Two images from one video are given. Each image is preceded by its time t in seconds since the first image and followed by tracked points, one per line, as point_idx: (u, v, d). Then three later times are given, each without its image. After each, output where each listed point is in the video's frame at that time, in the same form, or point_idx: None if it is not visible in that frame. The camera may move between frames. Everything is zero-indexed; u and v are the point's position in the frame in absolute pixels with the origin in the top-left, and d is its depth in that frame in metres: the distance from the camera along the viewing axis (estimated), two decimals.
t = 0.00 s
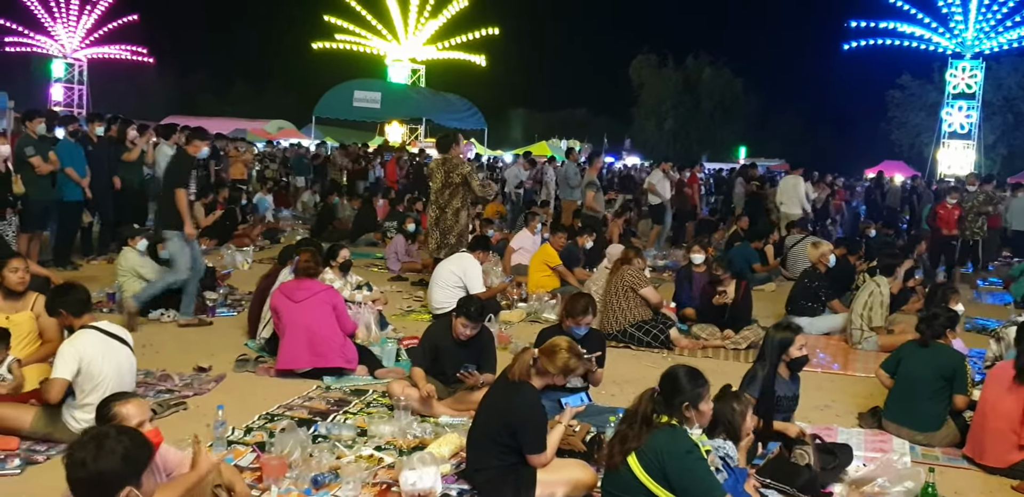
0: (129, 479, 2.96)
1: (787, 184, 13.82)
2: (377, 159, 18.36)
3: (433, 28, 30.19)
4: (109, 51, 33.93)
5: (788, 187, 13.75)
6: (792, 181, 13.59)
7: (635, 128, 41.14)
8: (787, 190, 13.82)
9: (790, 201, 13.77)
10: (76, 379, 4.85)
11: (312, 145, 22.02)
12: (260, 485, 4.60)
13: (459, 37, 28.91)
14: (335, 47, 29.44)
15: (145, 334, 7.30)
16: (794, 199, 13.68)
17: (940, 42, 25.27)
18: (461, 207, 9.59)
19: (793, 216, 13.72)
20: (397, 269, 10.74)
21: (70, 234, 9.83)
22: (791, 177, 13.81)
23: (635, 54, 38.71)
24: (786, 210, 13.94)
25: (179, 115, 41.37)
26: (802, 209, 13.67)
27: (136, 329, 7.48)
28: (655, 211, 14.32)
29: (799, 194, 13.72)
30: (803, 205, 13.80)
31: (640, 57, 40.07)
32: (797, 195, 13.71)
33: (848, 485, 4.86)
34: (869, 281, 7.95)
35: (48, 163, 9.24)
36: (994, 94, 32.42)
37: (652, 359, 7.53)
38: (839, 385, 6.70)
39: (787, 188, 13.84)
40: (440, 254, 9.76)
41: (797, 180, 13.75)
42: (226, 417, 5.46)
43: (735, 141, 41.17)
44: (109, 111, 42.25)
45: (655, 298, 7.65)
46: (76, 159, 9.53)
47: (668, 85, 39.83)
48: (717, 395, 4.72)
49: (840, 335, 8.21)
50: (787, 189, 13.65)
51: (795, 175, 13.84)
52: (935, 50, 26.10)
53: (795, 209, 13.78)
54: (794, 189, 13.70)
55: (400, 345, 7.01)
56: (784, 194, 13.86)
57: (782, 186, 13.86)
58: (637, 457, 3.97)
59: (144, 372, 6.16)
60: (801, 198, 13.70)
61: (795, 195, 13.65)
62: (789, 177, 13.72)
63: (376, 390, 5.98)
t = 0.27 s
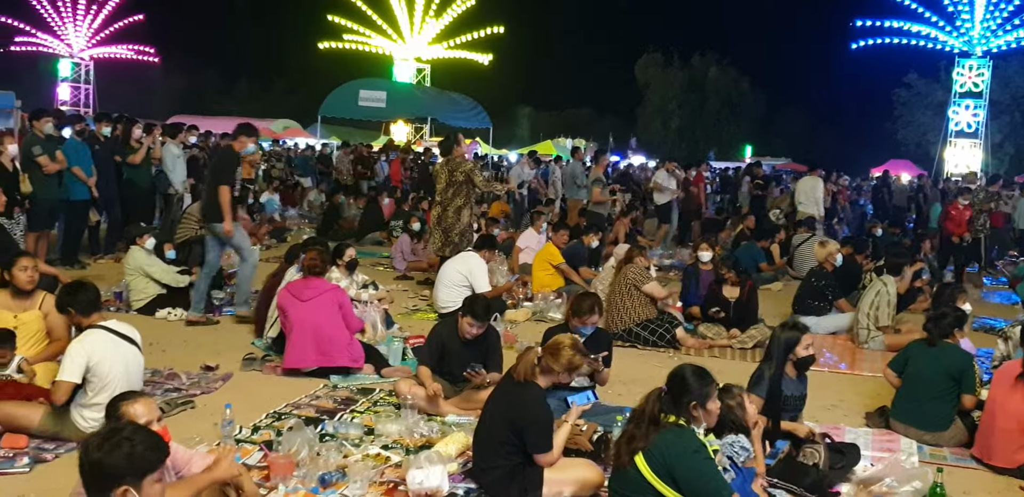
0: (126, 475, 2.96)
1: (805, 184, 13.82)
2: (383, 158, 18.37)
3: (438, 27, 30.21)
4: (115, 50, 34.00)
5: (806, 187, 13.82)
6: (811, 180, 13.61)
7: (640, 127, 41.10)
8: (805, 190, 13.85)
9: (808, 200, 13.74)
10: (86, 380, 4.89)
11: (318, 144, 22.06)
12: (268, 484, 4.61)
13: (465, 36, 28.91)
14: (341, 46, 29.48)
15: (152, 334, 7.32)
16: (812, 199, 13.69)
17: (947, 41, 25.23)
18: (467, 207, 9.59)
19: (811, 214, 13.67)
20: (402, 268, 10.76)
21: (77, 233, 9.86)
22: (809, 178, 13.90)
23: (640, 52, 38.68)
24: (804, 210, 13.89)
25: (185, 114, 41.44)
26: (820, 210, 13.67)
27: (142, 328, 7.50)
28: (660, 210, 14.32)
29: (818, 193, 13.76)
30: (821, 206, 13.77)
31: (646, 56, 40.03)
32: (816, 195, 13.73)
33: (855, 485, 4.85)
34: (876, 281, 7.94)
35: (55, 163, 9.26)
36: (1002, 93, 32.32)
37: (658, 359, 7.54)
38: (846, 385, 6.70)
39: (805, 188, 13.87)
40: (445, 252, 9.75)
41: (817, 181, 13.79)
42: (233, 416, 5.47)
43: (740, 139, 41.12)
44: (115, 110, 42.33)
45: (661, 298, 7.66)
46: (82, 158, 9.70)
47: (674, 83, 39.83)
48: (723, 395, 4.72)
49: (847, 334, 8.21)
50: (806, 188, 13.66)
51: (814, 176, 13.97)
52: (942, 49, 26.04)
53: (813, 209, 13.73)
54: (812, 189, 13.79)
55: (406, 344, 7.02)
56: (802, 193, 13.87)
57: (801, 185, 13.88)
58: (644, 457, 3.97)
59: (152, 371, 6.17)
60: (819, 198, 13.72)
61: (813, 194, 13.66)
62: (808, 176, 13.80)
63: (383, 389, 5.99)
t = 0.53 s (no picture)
0: (131, 474, 2.97)
1: (830, 184, 13.86)
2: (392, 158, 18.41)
3: (447, 27, 30.22)
4: (126, 51, 34.12)
5: (831, 188, 13.86)
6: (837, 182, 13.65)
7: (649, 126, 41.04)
8: (831, 191, 13.89)
9: (835, 202, 13.81)
10: (96, 380, 4.92)
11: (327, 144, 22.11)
12: (279, 484, 4.62)
13: (474, 36, 28.91)
14: (351, 46, 29.51)
15: (164, 334, 7.35)
16: (838, 200, 13.76)
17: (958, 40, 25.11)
18: (478, 207, 9.60)
19: (838, 217, 13.77)
20: (412, 268, 10.78)
21: (89, 234, 9.90)
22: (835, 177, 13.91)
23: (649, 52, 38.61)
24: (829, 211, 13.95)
25: (196, 114, 41.56)
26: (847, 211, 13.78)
27: (154, 328, 7.54)
28: (670, 210, 14.30)
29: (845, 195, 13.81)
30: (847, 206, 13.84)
31: (656, 56, 39.94)
32: (842, 196, 13.78)
33: (867, 485, 4.84)
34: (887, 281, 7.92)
35: (67, 163, 9.31)
36: (1013, 92, 32.16)
37: (669, 359, 7.54)
38: (856, 385, 6.68)
39: (830, 189, 13.92)
40: (455, 251, 9.76)
41: (842, 181, 13.82)
42: (244, 416, 5.49)
43: (749, 139, 41.02)
44: (126, 111, 42.50)
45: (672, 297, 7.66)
46: (93, 159, 9.74)
47: (684, 83, 39.77)
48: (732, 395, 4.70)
49: (858, 335, 8.19)
50: (833, 190, 13.71)
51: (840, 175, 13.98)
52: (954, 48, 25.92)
53: (839, 210, 13.82)
54: (838, 190, 13.82)
55: (417, 343, 7.04)
56: (827, 194, 13.90)
57: (827, 186, 13.90)
58: (656, 457, 3.96)
59: (164, 371, 6.20)
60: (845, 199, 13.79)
61: (840, 196, 13.72)
62: (834, 178, 13.81)
63: (394, 389, 6.00)
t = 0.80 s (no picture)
0: (136, 474, 2.97)
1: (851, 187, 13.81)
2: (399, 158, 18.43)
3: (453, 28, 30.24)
4: (133, 52, 34.19)
5: (851, 191, 13.84)
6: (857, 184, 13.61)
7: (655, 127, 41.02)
8: (851, 194, 13.86)
9: (854, 204, 13.77)
10: (104, 381, 4.94)
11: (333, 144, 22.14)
12: (287, 484, 4.63)
13: (479, 37, 28.92)
14: (358, 47, 29.53)
15: (171, 334, 7.37)
16: (857, 202, 13.71)
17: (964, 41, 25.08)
18: (484, 208, 9.61)
19: (857, 219, 13.72)
20: (419, 269, 10.80)
21: (96, 234, 9.93)
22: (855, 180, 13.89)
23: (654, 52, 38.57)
24: (849, 214, 13.91)
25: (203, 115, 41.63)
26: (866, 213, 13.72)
27: (161, 328, 7.55)
28: (676, 211, 14.31)
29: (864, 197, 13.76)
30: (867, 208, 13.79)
31: (663, 56, 39.84)
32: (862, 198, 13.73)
33: (873, 486, 4.87)
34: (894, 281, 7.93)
35: (74, 164, 9.32)
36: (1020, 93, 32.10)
37: (675, 359, 7.55)
38: (863, 385, 6.69)
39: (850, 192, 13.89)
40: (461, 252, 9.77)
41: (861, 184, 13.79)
42: (251, 417, 5.50)
43: (754, 139, 40.99)
44: (133, 111, 42.58)
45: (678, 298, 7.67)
46: (100, 160, 9.75)
47: (690, 84, 39.73)
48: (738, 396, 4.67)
49: (864, 335, 8.20)
50: (853, 192, 13.67)
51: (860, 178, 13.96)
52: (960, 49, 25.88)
53: (858, 212, 13.77)
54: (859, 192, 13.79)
55: (424, 344, 7.05)
56: (846, 196, 13.87)
57: (847, 188, 13.87)
58: (663, 459, 3.95)
59: (171, 372, 6.22)
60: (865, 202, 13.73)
61: (859, 198, 13.68)
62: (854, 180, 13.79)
63: (401, 390, 6.02)
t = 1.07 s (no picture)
0: (133, 481, 2.96)
1: (865, 194, 13.71)
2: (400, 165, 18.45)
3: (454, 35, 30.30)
4: (136, 60, 34.26)
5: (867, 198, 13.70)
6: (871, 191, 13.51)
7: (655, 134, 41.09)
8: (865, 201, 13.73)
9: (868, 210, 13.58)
10: (105, 387, 4.93)
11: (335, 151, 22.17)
12: (286, 491, 4.61)
13: (480, 44, 28.98)
14: (359, 54, 29.59)
15: (172, 341, 7.36)
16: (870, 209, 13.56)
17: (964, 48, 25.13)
18: (485, 214, 9.61)
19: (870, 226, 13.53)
20: (420, 275, 10.80)
21: (97, 241, 9.93)
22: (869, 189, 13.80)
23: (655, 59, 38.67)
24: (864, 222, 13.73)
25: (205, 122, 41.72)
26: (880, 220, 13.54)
27: (162, 335, 7.55)
28: (676, 217, 14.32)
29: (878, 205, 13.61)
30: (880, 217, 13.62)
31: (663, 63, 39.98)
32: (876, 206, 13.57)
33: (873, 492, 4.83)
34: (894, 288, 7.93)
35: (75, 171, 9.33)
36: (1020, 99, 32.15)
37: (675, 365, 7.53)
38: (863, 392, 6.68)
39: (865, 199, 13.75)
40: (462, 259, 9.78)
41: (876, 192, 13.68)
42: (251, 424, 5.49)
43: (755, 146, 41.04)
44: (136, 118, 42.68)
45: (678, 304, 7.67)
46: (101, 167, 9.77)
47: (691, 90, 39.77)
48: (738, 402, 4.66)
49: (864, 342, 8.19)
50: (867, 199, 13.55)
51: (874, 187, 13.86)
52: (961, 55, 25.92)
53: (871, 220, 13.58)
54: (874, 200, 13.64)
55: (425, 350, 7.04)
56: (862, 203, 13.73)
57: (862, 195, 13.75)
58: (663, 464, 3.93)
59: (171, 378, 6.21)
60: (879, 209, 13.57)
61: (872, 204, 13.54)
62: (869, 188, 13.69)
63: (401, 396, 6.01)
